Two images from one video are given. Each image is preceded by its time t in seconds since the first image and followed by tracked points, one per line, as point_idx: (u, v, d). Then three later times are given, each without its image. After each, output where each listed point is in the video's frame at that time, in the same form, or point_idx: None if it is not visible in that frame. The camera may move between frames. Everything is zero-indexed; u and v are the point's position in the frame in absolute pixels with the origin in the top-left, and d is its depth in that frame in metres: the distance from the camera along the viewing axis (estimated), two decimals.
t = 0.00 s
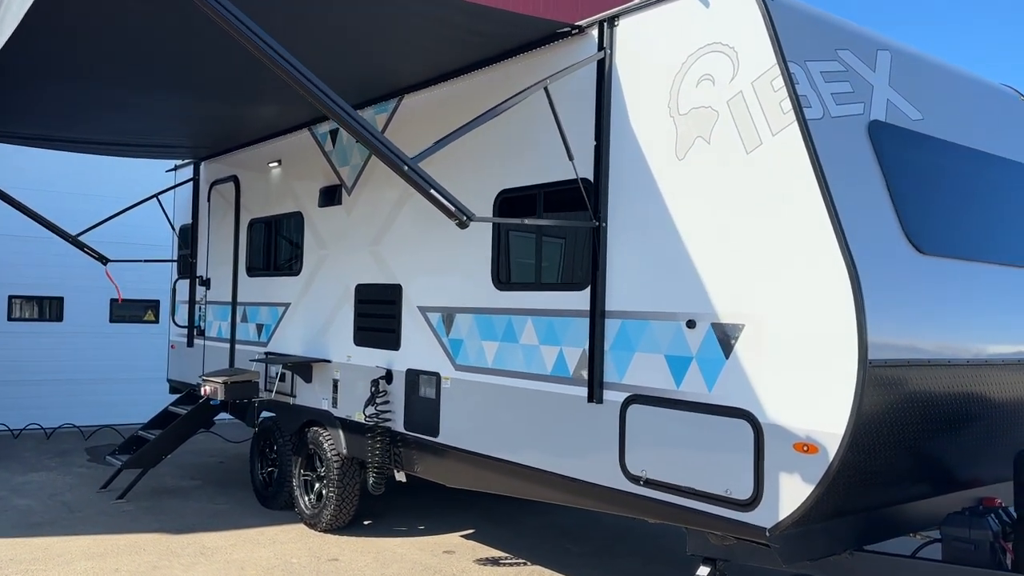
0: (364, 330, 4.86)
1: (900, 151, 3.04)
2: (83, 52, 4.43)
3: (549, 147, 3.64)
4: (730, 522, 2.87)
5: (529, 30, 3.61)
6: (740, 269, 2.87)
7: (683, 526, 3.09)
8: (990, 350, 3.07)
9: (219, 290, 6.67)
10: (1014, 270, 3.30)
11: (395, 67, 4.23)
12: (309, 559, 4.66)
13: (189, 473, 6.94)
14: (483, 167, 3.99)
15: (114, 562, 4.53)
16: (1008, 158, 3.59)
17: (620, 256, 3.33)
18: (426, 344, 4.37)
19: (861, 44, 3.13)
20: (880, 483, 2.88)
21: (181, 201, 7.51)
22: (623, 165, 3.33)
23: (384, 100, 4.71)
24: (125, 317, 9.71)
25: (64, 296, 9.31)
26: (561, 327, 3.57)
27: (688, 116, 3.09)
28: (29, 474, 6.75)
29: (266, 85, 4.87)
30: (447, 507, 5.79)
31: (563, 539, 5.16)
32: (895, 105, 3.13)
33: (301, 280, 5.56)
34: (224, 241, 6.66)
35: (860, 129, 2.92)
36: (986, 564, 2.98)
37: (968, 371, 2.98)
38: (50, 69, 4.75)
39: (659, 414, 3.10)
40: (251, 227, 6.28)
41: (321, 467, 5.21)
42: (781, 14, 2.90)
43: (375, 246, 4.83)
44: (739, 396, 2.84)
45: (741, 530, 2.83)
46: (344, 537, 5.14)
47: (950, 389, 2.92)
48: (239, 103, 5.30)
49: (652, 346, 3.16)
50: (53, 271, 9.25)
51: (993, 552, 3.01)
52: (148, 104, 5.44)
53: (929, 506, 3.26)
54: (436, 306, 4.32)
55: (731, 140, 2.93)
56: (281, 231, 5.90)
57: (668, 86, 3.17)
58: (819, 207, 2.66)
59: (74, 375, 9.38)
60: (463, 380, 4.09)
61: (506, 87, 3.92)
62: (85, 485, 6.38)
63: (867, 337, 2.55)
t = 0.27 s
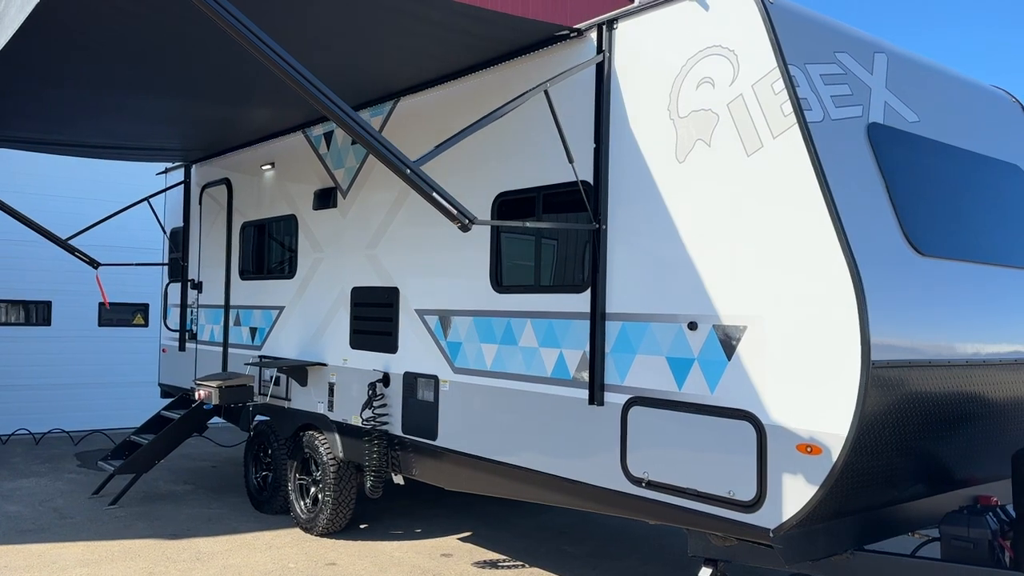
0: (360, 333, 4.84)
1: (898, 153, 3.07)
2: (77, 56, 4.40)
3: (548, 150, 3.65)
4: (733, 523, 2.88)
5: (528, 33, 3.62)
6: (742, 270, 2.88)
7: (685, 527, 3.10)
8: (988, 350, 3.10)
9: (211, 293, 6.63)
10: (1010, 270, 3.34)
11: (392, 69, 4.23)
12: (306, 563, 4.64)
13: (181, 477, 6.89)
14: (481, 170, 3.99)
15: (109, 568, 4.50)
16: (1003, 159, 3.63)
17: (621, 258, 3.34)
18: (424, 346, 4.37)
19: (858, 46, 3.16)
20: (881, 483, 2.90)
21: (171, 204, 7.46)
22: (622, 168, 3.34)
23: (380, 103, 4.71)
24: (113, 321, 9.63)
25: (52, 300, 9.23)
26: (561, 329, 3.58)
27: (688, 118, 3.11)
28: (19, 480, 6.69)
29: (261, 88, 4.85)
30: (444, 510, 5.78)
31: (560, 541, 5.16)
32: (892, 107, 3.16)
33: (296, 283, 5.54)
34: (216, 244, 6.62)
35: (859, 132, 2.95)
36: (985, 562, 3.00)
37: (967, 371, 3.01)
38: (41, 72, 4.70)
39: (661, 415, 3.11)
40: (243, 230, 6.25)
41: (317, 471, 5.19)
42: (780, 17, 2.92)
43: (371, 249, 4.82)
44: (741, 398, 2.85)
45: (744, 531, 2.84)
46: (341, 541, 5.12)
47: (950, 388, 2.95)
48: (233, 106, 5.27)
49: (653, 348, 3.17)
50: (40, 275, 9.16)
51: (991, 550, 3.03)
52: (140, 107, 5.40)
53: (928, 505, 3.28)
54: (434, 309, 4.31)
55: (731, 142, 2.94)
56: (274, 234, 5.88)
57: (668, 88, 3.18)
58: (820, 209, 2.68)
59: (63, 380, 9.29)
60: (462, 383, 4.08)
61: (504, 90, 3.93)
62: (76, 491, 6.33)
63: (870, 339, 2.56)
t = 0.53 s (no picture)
0: (359, 336, 4.84)
1: (899, 156, 3.10)
2: (75, 59, 4.37)
3: (551, 153, 3.66)
4: (740, 523, 2.90)
5: (531, 36, 3.63)
6: (748, 273, 2.90)
7: (692, 528, 3.12)
8: (989, 350, 3.14)
9: (206, 297, 6.60)
10: (1009, 272, 3.37)
11: (393, 72, 4.23)
12: (307, 567, 4.63)
13: (176, 482, 6.85)
14: (482, 173, 3.99)
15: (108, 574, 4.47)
16: (999, 161, 3.67)
17: (626, 260, 3.35)
18: (425, 349, 4.37)
19: (860, 50, 3.19)
20: (886, 484, 2.92)
21: (165, 207, 7.42)
22: (627, 171, 3.36)
23: (379, 106, 4.72)
24: (104, 325, 9.56)
25: (41, 304, 9.15)
26: (565, 331, 3.59)
27: (692, 122, 3.13)
28: (12, 485, 6.63)
29: (259, 91, 4.84)
30: (442, 513, 5.78)
31: (560, 543, 5.17)
32: (893, 111, 3.19)
33: (293, 286, 5.53)
34: (211, 247, 6.59)
35: (862, 135, 2.98)
36: (987, 560, 3.03)
37: (969, 371, 3.04)
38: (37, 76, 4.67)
39: (667, 417, 3.13)
40: (239, 233, 6.23)
41: (316, 474, 5.18)
42: (784, 22, 2.95)
43: (370, 252, 4.81)
44: (749, 399, 2.87)
45: (752, 531, 2.86)
46: (340, 545, 5.11)
47: (953, 388, 2.98)
48: (229, 108, 5.25)
49: (659, 351, 3.19)
50: (30, 279, 9.09)
51: (992, 548, 3.06)
52: (136, 110, 5.38)
53: (930, 504, 3.31)
54: (435, 313, 4.31)
55: (737, 146, 2.97)
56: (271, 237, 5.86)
57: (672, 92, 3.21)
58: (827, 211, 2.71)
59: (53, 385, 9.22)
60: (464, 385, 4.08)
61: (506, 94, 3.94)
62: (71, 496, 6.28)
63: (878, 341, 2.59)
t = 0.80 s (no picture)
0: (359, 335, 4.84)
1: (901, 156, 3.13)
2: (74, 61, 4.36)
3: (554, 153, 3.68)
4: (746, 520, 2.93)
5: (534, 36, 3.64)
6: (753, 271, 2.93)
7: (696, 525, 3.14)
8: (989, 347, 3.18)
9: (201, 297, 6.58)
10: (1006, 270, 3.41)
11: (394, 72, 4.24)
12: (308, 567, 4.63)
13: (172, 483, 6.83)
14: (484, 173, 4.00)
15: None
16: (995, 161, 3.72)
17: (629, 260, 3.37)
18: (425, 348, 4.38)
19: (860, 51, 3.22)
20: (890, 480, 2.95)
21: (159, 207, 7.39)
22: (630, 170, 3.38)
23: (379, 106, 4.73)
24: (96, 326, 9.51)
25: (33, 305, 9.10)
26: (568, 330, 3.60)
27: (696, 122, 3.16)
28: (7, 488, 6.60)
29: (258, 92, 4.84)
30: (441, 512, 5.79)
31: (560, 541, 5.18)
32: (894, 110, 3.22)
33: (291, 287, 5.52)
34: (206, 248, 6.57)
35: (864, 135, 3.01)
36: (987, 554, 3.05)
37: (970, 368, 3.08)
38: (35, 77, 4.66)
39: (672, 415, 3.15)
40: (235, 233, 6.21)
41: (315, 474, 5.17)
42: (788, 23, 2.98)
43: (370, 252, 4.82)
44: (754, 397, 2.90)
45: (758, 528, 2.89)
46: (340, 545, 5.11)
47: (955, 385, 3.02)
48: (227, 108, 5.24)
49: (663, 349, 3.21)
50: (22, 280, 9.03)
51: (992, 542, 3.08)
52: (133, 110, 5.36)
53: (930, 498, 3.34)
54: (436, 312, 4.32)
55: (741, 145, 3.01)
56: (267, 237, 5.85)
57: (675, 92, 3.23)
58: (832, 211, 2.75)
59: (46, 387, 9.17)
60: (466, 385, 4.09)
61: (507, 94, 3.96)
62: (67, 499, 6.25)
63: (883, 338, 2.62)
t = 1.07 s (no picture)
0: (359, 335, 4.86)
1: (898, 155, 3.17)
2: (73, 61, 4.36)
3: (555, 153, 3.70)
4: (748, 516, 2.96)
5: (534, 36, 3.67)
6: (755, 270, 2.97)
7: (698, 522, 3.17)
8: (987, 344, 3.22)
9: (199, 298, 6.58)
10: (1002, 267, 3.45)
11: (393, 72, 4.25)
12: (309, 566, 4.64)
13: (170, 484, 6.82)
14: (484, 173, 4.03)
15: None
16: (990, 159, 3.75)
17: (630, 258, 3.40)
18: (425, 348, 4.39)
19: (858, 51, 3.25)
20: (890, 475, 2.98)
21: (155, 208, 7.38)
22: (631, 170, 3.41)
23: (378, 106, 4.75)
24: (91, 327, 9.48)
25: (28, 306, 9.07)
26: (569, 328, 3.63)
27: (696, 122, 3.19)
28: (4, 489, 6.59)
29: (257, 93, 4.85)
30: (440, 511, 5.80)
31: (559, 538, 5.20)
32: (891, 110, 3.26)
33: (289, 286, 5.52)
34: (203, 248, 6.57)
35: (863, 134, 3.04)
36: (986, 549, 3.05)
37: (968, 364, 3.12)
38: (34, 78, 4.65)
39: (673, 412, 3.18)
40: (233, 234, 6.22)
41: (314, 474, 5.18)
42: (788, 24, 3.02)
43: (370, 251, 4.83)
44: (755, 394, 2.93)
45: (759, 523, 2.92)
46: (340, 543, 5.12)
47: (953, 381, 3.05)
48: (225, 109, 5.25)
49: (664, 347, 3.24)
50: (17, 282, 9.01)
51: (990, 536, 3.08)
52: (131, 111, 5.36)
53: (929, 495, 3.36)
54: (436, 311, 4.34)
55: (741, 145, 3.04)
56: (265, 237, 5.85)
57: (676, 93, 3.26)
58: (833, 209, 2.78)
59: (41, 388, 9.15)
60: (466, 383, 4.11)
61: (508, 94, 3.98)
62: (65, 500, 6.24)
63: (884, 336, 2.66)
